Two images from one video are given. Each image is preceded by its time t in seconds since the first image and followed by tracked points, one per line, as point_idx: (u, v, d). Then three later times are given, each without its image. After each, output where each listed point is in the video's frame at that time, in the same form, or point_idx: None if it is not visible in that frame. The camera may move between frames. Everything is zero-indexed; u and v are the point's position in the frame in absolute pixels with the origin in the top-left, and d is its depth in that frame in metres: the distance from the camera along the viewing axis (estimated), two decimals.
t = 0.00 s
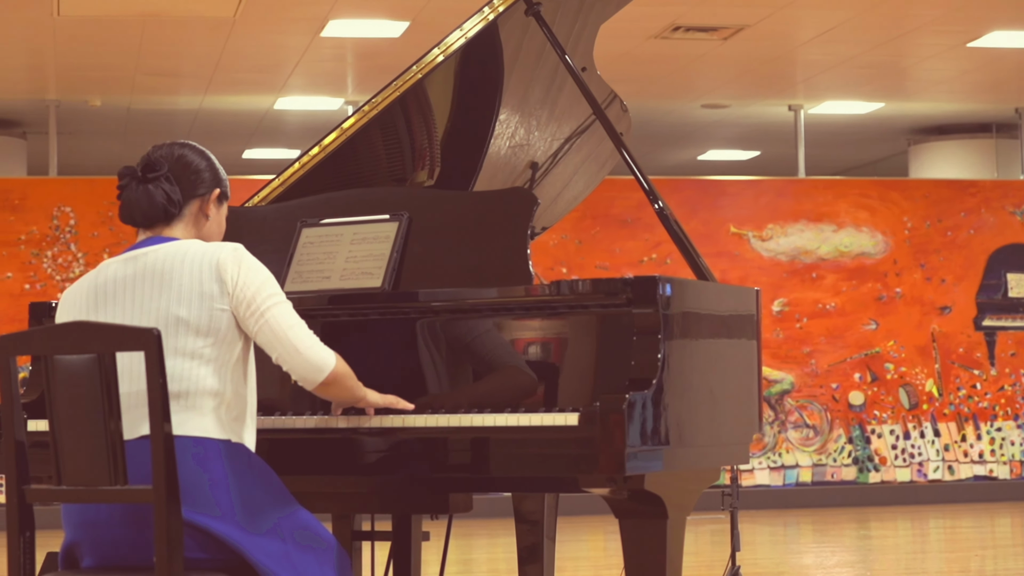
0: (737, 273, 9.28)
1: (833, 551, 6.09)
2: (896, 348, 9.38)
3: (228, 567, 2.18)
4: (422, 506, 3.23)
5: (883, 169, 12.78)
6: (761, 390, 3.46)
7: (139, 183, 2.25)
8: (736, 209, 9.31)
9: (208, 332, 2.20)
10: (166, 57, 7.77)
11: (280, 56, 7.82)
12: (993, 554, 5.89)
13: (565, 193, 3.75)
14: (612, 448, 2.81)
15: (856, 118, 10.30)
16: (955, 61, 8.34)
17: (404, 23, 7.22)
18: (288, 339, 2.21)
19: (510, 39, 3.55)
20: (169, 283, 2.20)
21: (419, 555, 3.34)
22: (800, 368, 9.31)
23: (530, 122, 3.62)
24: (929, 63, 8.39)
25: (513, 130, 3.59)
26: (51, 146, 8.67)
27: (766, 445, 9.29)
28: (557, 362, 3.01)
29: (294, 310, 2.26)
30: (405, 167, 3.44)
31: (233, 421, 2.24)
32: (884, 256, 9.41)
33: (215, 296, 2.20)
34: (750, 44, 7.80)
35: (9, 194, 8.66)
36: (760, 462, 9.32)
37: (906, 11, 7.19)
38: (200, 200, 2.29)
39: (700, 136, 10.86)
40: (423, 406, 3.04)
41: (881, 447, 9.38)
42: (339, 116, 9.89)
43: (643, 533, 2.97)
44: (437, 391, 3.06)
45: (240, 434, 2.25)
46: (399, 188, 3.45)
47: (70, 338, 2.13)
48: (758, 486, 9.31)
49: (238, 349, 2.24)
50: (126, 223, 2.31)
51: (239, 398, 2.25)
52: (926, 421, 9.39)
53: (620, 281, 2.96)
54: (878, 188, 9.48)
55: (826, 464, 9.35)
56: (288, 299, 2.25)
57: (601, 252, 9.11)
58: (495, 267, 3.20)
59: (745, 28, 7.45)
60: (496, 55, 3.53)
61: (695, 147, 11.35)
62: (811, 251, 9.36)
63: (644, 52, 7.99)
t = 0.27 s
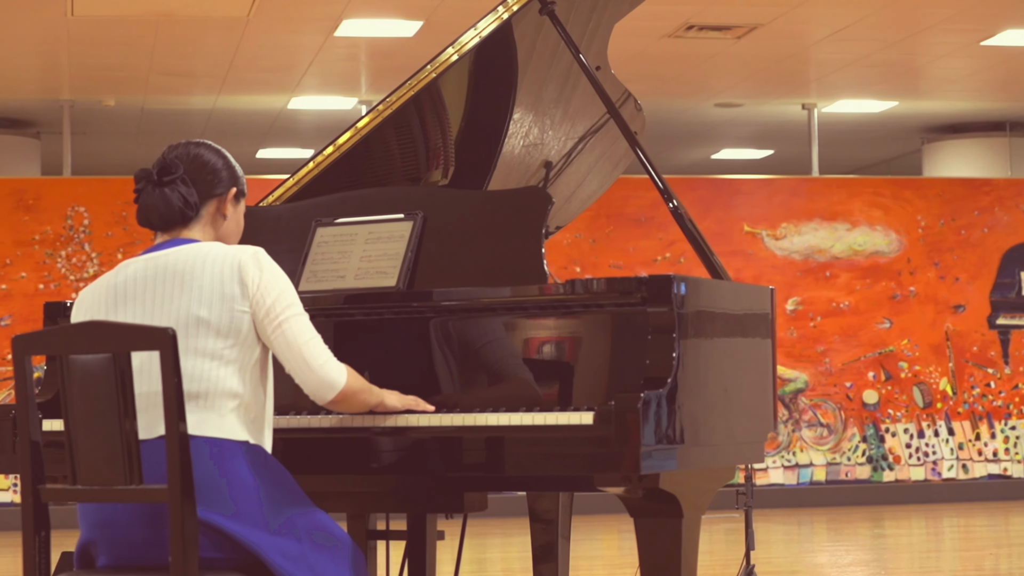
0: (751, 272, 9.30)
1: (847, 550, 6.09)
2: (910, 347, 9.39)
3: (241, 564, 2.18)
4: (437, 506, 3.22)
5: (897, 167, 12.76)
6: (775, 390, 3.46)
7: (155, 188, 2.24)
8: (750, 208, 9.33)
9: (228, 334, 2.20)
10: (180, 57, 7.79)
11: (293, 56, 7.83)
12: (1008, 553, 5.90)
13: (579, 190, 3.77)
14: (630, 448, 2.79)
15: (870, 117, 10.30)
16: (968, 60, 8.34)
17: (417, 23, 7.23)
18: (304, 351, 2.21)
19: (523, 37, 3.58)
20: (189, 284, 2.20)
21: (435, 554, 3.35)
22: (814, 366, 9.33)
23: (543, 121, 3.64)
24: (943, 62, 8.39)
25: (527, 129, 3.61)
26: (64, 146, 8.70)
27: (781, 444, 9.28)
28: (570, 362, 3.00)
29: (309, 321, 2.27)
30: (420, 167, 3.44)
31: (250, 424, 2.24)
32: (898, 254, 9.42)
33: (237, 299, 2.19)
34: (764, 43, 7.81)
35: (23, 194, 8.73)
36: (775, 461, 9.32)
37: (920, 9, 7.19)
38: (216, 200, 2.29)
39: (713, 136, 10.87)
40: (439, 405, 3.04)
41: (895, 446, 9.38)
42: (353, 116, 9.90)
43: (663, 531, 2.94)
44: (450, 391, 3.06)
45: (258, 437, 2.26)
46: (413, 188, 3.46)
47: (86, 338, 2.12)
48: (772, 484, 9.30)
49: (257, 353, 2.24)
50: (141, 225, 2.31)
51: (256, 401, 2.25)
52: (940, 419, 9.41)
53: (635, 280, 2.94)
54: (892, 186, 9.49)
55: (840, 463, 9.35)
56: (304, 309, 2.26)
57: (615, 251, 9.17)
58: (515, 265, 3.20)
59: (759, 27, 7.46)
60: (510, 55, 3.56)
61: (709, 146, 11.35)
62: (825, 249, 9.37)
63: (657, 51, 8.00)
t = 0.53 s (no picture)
0: (763, 271, 9.37)
1: (860, 549, 6.09)
2: (922, 346, 9.45)
3: (255, 564, 2.18)
4: (450, 505, 3.21)
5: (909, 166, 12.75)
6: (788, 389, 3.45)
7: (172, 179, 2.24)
8: (762, 207, 9.41)
9: (249, 336, 2.19)
10: (191, 57, 7.80)
11: (305, 56, 7.84)
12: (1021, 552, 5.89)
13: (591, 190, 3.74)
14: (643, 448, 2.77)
15: (882, 116, 10.29)
16: (981, 58, 8.33)
17: (428, 23, 7.24)
18: (322, 361, 2.22)
19: (534, 36, 3.59)
20: (212, 284, 2.19)
21: (447, 555, 3.36)
22: (826, 366, 9.39)
23: (555, 120, 3.64)
24: (955, 61, 8.38)
25: (540, 128, 3.61)
26: (76, 147, 8.72)
27: (794, 443, 9.37)
28: (583, 362, 3.00)
29: (330, 326, 2.26)
30: (432, 166, 3.44)
31: (270, 426, 2.24)
32: (911, 253, 9.48)
33: (258, 301, 2.19)
34: (776, 42, 7.80)
35: (35, 194, 8.81)
36: (787, 461, 9.41)
37: (932, 8, 7.18)
38: (235, 186, 2.28)
39: (724, 135, 10.87)
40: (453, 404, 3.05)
41: (907, 445, 9.46)
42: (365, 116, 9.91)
43: (672, 530, 2.94)
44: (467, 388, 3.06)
45: (278, 439, 2.26)
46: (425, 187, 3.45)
47: (99, 338, 2.12)
48: (785, 483, 9.40)
49: (278, 354, 2.24)
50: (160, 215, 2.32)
51: (276, 403, 2.25)
52: (953, 418, 9.47)
53: (648, 279, 2.93)
54: (905, 185, 9.56)
55: (852, 462, 9.43)
56: (326, 313, 2.25)
57: (628, 251, 9.27)
58: (529, 263, 3.19)
59: (770, 26, 7.46)
60: (522, 54, 3.58)
61: (720, 145, 11.35)
62: (837, 248, 9.44)
63: (669, 50, 7.99)
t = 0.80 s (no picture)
0: (774, 270, 9.44)
1: (872, 549, 6.08)
2: (934, 346, 9.48)
3: (264, 566, 2.18)
4: (463, 505, 3.21)
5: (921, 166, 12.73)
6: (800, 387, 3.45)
7: (205, 171, 2.20)
8: (773, 207, 9.46)
9: (272, 340, 2.18)
10: (202, 57, 7.81)
11: (316, 56, 7.85)
12: None
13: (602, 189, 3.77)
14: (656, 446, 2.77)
15: (894, 115, 10.29)
16: (991, 57, 8.32)
17: (439, 23, 7.24)
18: (354, 364, 2.22)
19: (546, 35, 3.61)
20: (235, 286, 2.19)
21: (458, 555, 3.36)
22: (838, 365, 9.41)
23: (566, 120, 3.65)
24: (966, 59, 8.37)
25: (551, 128, 3.62)
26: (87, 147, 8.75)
27: (805, 443, 9.38)
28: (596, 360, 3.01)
29: (358, 330, 2.26)
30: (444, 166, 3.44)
31: (291, 430, 2.23)
32: (922, 252, 9.52)
33: (281, 305, 2.18)
34: (787, 41, 7.80)
35: (46, 194, 8.88)
36: (799, 460, 9.41)
37: (943, 7, 7.18)
38: (266, 180, 2.27)
39: (735, 134, 10.87)
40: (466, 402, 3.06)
41: (919, 445, 9.46)
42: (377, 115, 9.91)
43: (683, 527, 2.94)
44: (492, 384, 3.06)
45: (297, 444, 2.24)
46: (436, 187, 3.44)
47: (109, 338, 2.13)
48: (796, 482, 9.39)
49: (302, 357, 2.23)
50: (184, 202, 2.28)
51: (298, 406, 2.24)
52: (965, 417, 9.49)
53: (660, 279, 2.93)
54: (916, 185, 9.61)
55: (864, 462, 9.42)
56: (353, 317, 2.25)
57: (639, 250, 9.33)
58: (545, 260, 3.18)
59: (781, 25, 7.46)
60: (533, 54, 3.59)
61: (731, 145, 11.35)
62: (849, 247, 9.48)
63: (680, 50, 8.00)
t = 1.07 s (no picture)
0: (785, 270, 9.45)
1: (885, 548, 6.08)
2: (945, 345, 9.48)
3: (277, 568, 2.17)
4: (475, 504, 3.20)
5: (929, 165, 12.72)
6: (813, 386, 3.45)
7: (227, 171, 2.20)
8: (784, 206, 9.48)
9: (294, 345, 2.18)
10: (213, 57, 7.82)
11: (327, 56, 7.86)
12: None
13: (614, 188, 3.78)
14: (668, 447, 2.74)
15: (903, 114, 10.28)
16: (1002, 56, 8.32)
17: (450, 22, 7.25)
18: (376, 372, 2.24)
19: (558, 34, 3.63)
20: (257, 289, 2.19)
21: (472, 554, 3.35)
22: (849, 364, 9.41)
23: (577, 119, 3.67)
24: (977, 58, 8.37)
25: (562, 127, 3.63)
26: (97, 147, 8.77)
27: (817, 442, 9.38)
28: (608, 360, 3.01)
29: (381, 338, 2.27)
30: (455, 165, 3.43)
31: (312, 435, 2.23)
32: (933, 251, 9.53)
33: (304, 311, 2.18)
34: (798, 40, 7.81)
35: (57, 195, 8.90)
36: (810, 460, 9.41)
37: (955, 6, 7.19)
38: (289, 176, 2.27)
39: (743, 134, 10.88)
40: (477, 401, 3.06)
41: (931, 444, 9.46)
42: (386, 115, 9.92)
43: (698, 528, 2.93)
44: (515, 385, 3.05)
45: (317, 449, 2.24)
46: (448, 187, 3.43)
47: (125, 340, 2.12)
48: (808, 482, 9.39)
49: (323, 361, 2.24)
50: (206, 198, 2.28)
51: (319, 411, 2.24)
52: (976, 417, 9.50)
53: (672, 279, 2.92)
54: (927, 183, 9.63)
55: (875, 461, 9.43)
56: (377, 326, 2.26)
57: (649, 250, 9.35)
58: (565, 260, 3.17)
59: (793, 24, 7.46)
60: (545, 53, 3.60)
61: (740, 144, 11.35)
62: (859, 247, 9.49)
63: (691, 49, 8.00)
